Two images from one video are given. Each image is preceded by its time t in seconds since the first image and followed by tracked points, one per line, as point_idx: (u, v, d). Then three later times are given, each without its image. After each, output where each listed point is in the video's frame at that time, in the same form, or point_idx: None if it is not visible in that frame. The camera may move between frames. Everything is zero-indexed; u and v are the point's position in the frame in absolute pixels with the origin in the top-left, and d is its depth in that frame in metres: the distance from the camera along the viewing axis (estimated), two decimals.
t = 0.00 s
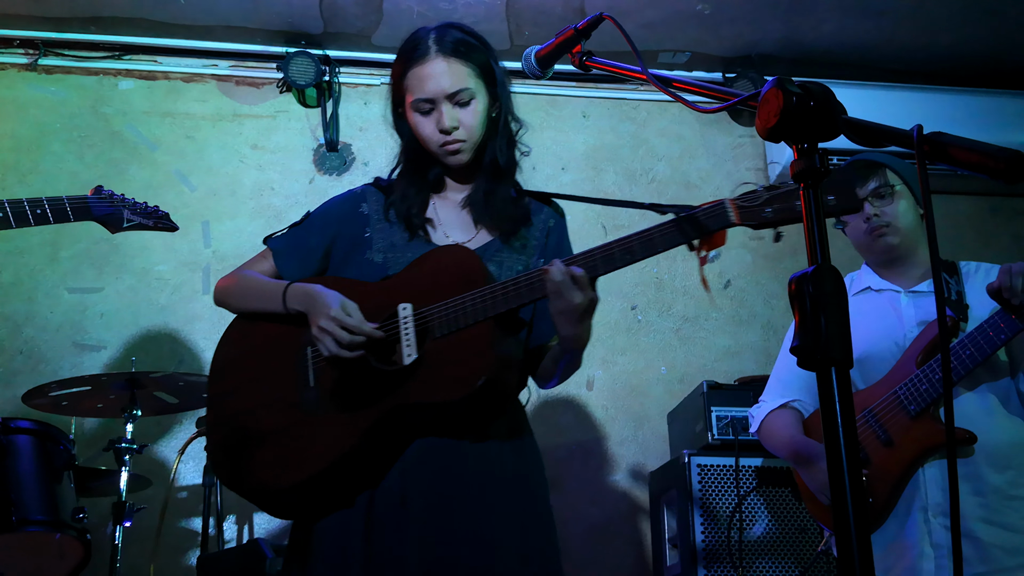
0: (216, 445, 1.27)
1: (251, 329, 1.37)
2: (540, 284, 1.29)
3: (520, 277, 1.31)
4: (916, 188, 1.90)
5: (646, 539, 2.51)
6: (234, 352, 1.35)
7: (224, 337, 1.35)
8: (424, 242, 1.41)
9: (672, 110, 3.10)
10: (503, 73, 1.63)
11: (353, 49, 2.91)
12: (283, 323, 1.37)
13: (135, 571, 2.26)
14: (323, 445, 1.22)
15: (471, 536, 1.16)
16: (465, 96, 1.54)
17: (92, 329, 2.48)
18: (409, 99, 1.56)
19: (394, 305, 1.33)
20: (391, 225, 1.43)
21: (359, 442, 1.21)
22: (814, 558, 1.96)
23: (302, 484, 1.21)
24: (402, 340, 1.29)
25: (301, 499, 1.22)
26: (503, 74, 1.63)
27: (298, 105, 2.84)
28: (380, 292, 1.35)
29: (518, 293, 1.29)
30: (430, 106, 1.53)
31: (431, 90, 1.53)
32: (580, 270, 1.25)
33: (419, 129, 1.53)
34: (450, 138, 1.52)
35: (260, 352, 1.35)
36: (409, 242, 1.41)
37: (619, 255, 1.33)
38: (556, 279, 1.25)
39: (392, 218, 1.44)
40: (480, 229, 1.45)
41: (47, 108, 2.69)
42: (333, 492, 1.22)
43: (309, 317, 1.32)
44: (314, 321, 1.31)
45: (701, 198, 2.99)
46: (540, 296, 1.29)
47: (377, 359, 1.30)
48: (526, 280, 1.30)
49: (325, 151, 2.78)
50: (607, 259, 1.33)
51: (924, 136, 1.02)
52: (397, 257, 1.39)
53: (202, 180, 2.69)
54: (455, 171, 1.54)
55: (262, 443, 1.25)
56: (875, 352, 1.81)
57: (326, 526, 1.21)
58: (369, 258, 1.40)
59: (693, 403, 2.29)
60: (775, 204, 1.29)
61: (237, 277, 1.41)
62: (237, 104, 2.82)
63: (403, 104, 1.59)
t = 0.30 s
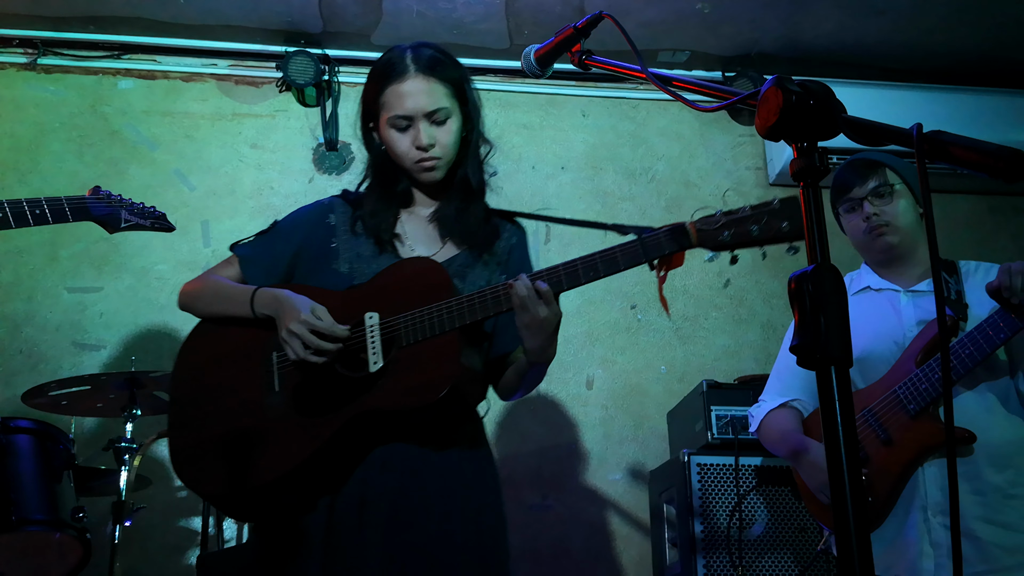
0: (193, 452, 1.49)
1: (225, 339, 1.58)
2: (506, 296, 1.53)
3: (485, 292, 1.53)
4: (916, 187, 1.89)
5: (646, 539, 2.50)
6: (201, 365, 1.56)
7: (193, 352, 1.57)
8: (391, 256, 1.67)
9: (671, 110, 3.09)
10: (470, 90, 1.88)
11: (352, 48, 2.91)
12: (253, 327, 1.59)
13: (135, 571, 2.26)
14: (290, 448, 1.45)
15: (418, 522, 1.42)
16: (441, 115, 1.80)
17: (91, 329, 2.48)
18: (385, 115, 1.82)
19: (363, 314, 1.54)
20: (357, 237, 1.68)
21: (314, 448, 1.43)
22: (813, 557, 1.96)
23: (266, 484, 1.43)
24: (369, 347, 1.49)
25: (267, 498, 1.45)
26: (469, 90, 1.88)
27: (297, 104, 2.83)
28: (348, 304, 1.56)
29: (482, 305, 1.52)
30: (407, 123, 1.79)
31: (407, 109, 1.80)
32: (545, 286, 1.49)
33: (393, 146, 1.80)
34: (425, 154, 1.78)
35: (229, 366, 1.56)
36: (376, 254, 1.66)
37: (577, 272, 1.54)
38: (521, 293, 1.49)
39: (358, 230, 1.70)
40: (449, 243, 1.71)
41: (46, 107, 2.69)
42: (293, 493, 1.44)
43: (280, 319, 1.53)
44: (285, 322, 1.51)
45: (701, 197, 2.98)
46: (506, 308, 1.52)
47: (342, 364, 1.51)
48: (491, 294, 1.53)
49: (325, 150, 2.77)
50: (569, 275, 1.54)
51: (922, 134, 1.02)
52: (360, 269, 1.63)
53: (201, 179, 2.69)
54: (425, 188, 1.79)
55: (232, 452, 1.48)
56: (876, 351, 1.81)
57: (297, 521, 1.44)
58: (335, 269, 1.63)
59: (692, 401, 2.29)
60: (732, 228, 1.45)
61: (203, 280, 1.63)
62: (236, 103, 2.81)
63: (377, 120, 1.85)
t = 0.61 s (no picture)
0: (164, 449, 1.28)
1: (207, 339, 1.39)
2: (534, 301, 1.55)
3: (519, 293, 1.55)
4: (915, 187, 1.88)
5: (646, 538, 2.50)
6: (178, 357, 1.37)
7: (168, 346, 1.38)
8: (367, 267, 1.52)
9: (671, 109, 3.09)
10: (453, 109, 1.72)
11: (352, 48, 2.91)
12: (233, 329, 1.40)
13: (135, 570, 2.26)
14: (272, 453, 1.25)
15: (416, 541, 1.22)
16: (425, 135, 1.61)
17: (92, 328, 2.49)
18: (368, 128, 1.62)
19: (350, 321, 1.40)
20: (330, 245, 1.52)
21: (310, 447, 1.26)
22: (812, 557, 1.96)
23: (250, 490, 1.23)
24: (360, 355, 1.36)
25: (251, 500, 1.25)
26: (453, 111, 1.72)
27: (297, 104, 2.84)
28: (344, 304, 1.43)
29: (489, 314, 1.50)
30: (390, 139, 1.60)
31: (393, 123, 1.60)
32: (571, 298, 1.49)
33: (371, 158, 1.61)
34: (406, 171, 1.58)
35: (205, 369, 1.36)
36: (351, 264, 1.51)
37: (592, 285, 1.59)
38: (549, 301, 1.48)
39: (332, 238, 1.53)
40: (415, 259, 1.61)
41: (47, 107, 2.69)
42: (281, 496, 1.26)
43: (267, 321, 1.33)
44: (274, 327, 1.32)
45: (701, 196, 2.98)
46: (530, 313, 1.54)
47: (333, 371, 1.36)
48: (521, 297, 1.55)
49: (325, 150, 2.79)
50: (579, 289, 1.58)
51: (922, 134, 1.02)
52: (339, 276, 1.49)
53: (201, 178, 2.69)
54: (398, 203, 1.67)
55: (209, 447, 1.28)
56: (874, 351, 1.81)
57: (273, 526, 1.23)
58: (309, 274, 1.48)
59: (692, 400, 2.29)
60: (717, 262, 1.70)
61: (172, 278, 1.43)
62: (236, 102, 2.81)
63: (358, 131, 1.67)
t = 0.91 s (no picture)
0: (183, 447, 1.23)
1: (217, 333, 1.32)
2: (558, 310, 1.57)
3: (543, 302, 1.57)
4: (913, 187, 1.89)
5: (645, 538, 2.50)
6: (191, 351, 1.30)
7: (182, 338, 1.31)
8: (372, 262, 1.46)
9: (671, 108, 3.09)
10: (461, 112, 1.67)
11: (352, 47, 2.91)
12: (250, 322, 1.34)
13: (134, 570, 2.26)
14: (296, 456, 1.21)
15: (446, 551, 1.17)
16: (434, 132, 1.57)
17: (91, 327, 2.49)
18: (378, 121, 1.56)
19: (373, 319, 1.37)
20: (336, 239, 1.46)
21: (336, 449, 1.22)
22: (811, 556, 1.96)
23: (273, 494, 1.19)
24: (388, 353, 1.33)
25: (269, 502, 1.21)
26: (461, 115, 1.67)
27: (297, 103, 2.84)
28: (366, 302, 1.39)
29: (515, 322, 1.51)
30: (400, 134, 1.55)
31: (404, 118, 1.55)
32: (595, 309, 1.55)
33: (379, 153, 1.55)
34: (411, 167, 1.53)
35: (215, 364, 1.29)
36: (356, 258, 1.45)
37: (613, 297, 1.62)
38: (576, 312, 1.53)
39: (337, 232, 1.46)
40: (415, 257, 1.54)
41: (46, 105, 2.69)
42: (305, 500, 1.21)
43: (300, 318, 1.30)
44: (307, 323, 1.29)
45: (700, 195, 2.98)
46: (554, 321, 1.56)
47: (358, 369, 1.33)
48: (545, 305, 1.57)
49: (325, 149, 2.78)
50: (600, 300, 1.61)
51: (922, 133, 1.01)
52: (346, 271, 1.43)
53: (201, 177, 2.69)
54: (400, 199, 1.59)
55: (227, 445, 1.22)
56: (872, 351, 1.81)
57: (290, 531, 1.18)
58: (314, 268, 1.42)
59: (691, 400, 2.29)
60: (723, 280, 1.73)
61: (178, 266, 1.36)
62: (236, 101, 2.81)
63: (365, 123, 1.59)
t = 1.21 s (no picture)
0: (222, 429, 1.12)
1: (259, 312, 1.22)
2: (611, 290, 1.41)
3: (592, 281, 1.41)
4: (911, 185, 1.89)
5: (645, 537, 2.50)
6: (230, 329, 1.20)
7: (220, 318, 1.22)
8: (410, 242, 1.31)
9: (671, 107, 3.09)
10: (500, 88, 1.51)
11: (351, 46, 2.90)
12: (296, 302, 1.23)
13: (134, 569, 2.26)
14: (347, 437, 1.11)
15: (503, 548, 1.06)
16: (469, 107, 1.40)
17: (91, 326, 2.49)
18: (411, 95, 1.40)
19: (419, 299, 1.26)
20: (373, 219, 1.31)
21: (387, 435, 1.11)
22: (811, 555, 1.96)
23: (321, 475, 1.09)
24: (438, 333, 1.22)
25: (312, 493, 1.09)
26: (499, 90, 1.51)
27: (296, 102, 2.84)
28: (413, 282, 1.27)
29: (565, 302, 1.37)
30: (433, 109, 1.38)
31: (439, 93, 1.39)
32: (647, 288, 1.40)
33: (412, 130, 1.39)
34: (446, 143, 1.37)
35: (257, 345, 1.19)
36: (395, 238, 1.31)
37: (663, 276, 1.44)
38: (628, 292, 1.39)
39: (374, 212, 1.31)
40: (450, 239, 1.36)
41: (46, 104, 2.69)
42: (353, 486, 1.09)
43: (348, 295, 1.20)
44: (355, 302, 1.19)
45: (700, 193, 2.98)
46: (606, 302, 1.41)
47: (409, 349, 1.22)
48: (595, 285, 1.41)
49: (324, 148, 2.78)
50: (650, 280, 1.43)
51: (921, 132, 1.01)
52: (386, 251, 1.29)
53: (200, 176, 2.69)
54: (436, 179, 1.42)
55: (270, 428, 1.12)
56: (872, 349, 1.81)
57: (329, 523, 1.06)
58: (353, 249, 1.29)
59: (691, 399, 2.29)
60: (769, 261, 1.49)
61: (217, 244, 1.24)
62: (236, 101, 2.81)
63: (397, 99, 1.43)
